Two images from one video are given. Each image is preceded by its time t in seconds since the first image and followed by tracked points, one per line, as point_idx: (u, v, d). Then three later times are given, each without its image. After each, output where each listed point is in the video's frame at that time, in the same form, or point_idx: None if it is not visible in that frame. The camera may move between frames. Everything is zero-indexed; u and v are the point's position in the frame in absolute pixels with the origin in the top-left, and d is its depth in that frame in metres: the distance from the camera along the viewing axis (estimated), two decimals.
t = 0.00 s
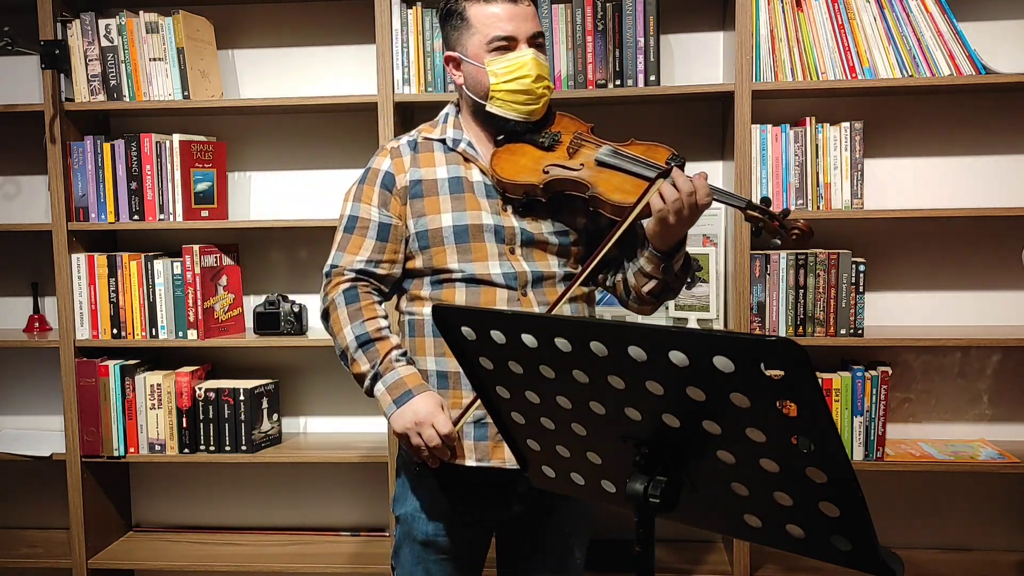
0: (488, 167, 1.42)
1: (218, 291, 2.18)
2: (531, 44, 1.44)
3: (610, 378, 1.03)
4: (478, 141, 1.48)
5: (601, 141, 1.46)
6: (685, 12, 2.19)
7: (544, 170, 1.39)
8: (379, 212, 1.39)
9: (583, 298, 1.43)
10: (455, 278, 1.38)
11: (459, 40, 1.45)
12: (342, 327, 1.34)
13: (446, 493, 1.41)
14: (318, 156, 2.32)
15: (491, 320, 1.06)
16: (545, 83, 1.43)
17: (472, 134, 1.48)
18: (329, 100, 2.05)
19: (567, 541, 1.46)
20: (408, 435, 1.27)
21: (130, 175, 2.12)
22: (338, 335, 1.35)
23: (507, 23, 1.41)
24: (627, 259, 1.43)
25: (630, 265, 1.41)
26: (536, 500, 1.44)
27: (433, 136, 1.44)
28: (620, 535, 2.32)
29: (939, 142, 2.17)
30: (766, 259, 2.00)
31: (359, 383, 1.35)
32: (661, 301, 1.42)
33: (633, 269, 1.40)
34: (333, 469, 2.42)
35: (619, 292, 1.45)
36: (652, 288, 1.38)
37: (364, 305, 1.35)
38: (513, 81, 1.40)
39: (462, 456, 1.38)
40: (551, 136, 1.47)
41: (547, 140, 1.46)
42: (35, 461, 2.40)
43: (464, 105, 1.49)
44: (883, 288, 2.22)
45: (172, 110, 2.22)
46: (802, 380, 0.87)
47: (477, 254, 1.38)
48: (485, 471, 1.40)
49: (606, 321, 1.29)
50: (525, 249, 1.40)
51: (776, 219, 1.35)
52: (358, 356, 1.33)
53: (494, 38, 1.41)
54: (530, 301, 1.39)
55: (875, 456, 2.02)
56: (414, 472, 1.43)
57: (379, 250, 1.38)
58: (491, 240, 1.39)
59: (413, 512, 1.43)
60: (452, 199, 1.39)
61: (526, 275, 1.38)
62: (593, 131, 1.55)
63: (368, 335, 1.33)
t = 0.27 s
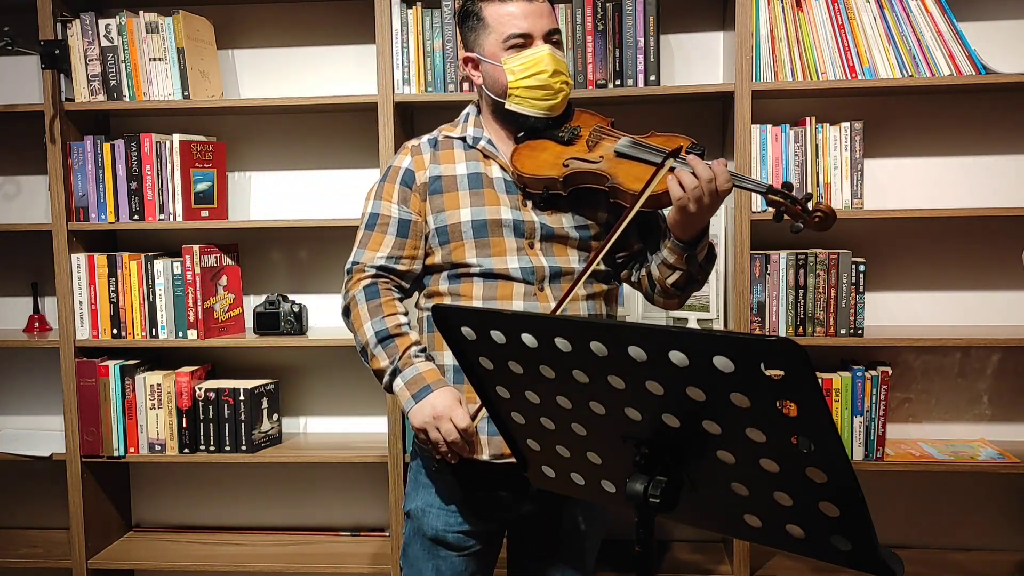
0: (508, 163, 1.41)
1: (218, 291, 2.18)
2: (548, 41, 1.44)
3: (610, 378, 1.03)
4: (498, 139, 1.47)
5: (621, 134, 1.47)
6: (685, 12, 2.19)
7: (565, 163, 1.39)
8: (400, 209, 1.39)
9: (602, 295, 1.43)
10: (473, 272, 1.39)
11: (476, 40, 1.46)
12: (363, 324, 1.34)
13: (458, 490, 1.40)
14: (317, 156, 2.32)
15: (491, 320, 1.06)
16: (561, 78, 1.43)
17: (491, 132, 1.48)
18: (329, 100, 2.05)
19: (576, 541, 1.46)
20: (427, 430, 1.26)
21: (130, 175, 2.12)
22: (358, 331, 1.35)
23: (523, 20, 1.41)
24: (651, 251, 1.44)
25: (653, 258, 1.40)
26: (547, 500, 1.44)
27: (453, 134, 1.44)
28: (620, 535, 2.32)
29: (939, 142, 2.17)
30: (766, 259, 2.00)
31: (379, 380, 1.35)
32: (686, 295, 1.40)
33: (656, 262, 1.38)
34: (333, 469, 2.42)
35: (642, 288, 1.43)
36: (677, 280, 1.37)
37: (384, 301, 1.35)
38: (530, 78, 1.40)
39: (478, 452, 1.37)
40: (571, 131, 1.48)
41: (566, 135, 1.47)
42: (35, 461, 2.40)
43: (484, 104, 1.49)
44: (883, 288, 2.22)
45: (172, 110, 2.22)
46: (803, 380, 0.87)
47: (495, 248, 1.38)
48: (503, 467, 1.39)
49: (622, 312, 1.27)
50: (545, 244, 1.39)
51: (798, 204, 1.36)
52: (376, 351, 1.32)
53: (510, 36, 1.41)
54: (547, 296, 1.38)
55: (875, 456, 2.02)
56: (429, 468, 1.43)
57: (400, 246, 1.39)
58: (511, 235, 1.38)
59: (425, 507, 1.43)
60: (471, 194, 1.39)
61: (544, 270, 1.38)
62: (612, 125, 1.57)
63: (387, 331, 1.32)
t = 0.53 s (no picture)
0: (514, 163, 1.42)
1: (218, 291, 2.18)
2: (553, 42, 1.44)
3: (610, 378, 1.03)
4: (504, 139, 1.49)
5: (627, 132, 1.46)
6: (686, 12, 2.19)
7: (570, 162, 1.38)
8: (407, 209, 1.40)
9: (610, 293, 1.43)
10: (481, 271, 1.39)
11: (482, 41, 1.46)
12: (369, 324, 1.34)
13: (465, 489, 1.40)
14: (317, 156, 2.32)
15: (491, 320, 1.06)
16: (567, 78, 1.43)
17: (498, 132, 1.49)
18: (329, 100, 2.05)
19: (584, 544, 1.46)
20: (433, 429, 1.26)
21: (130, 175, 2.12)
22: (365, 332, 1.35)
23: (527, 20, 1.42)
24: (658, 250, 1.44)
25: (661, 256, 1.40)
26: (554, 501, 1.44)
27: (460, 135, 1.45)
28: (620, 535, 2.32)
29: (939, 142, 2.17)
30: (766, 259, 2.00)
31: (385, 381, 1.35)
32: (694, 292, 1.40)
33: (663, 260, 1.38)
34: (333, 469, 2.41)
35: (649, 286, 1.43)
36: (684, 277, 1.36)
37: (391, 301, 1.35)
38: (535, 78, 1.40)
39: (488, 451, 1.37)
40: (577, 130, 1.47)
41: (572, 134, 1.46)
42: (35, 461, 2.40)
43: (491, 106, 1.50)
44: (883, 288, 2.22)
45: (172, 110, 2.22)
46: (803, 380, 0.87)
47: (503, 247, 1.38)
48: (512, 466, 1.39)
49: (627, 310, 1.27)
50: (552, 242, 1.39)
51: (805, 199, 1.37)
52: (382, 351, 1.32)
53: (515, 36, 1.42)
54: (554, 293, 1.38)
55: (875, 456, 2.02)
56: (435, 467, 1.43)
57: (406, 246, 1.39)
58: (517, 233, 1.38)
59: (432, 508, 1.42)
60: (478, 193, 1.40)
61: (552, 267, 1.38)
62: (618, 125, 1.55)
63: (394, 330, 1.32)
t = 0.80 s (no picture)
0: (508, 163, 1.41)
1: (219, 291, 2.18)
2: (545, 43, 1.44)
3: (610, 378, 1.03)
4: (496, 139, 1.47)
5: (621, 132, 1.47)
6: (686, 12, 2.19)
7: (566, 162, 1.38)
8: (399, 210, 1.38)
9: (605, 291, 1.43)
10: (477, 272, 1.38)
11: (473, 42, 1.45)
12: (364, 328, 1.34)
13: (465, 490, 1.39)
14: (317, 156, 2.32)
15: (491, 320, 1.06)
16: (560, 79, 1.43)
17: (488, 133, 1.48)
18: (329, 100, 2.05)
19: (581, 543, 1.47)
20: (433, 432, 1.26)
21: (130, 175, 2.12)
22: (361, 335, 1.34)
23: (520, 21, 1.41)
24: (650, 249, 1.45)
25: (655, 255, 1.40)
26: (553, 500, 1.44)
27: (451, 135, 1.44)
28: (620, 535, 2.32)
29: (939, 142, 2.17)
30: (766, 259, 2.00)
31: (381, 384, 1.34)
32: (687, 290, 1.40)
33: (657, 259, 1.38)
34: (333, 469, 2.41)
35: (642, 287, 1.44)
36: (678, 276, 1.37)
37: (386, 304, 1.34)
38: (528, 79, 1.40)
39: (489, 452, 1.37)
40: (570, 130, 1.48)
41: (566, 134, 1.46)
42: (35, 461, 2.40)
43: (481, 106, 1.49)
44: (882, 288, 2.22)
45: (172, 110, 2.23)
46: (803, 380, 0.87)
47: (499, 247, 1.37)
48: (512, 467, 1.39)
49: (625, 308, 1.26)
50: (548, 242, 1.40)
51: (801, 197, 1.37)
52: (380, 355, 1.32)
53: (508, 37, 1.41)
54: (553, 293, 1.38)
55: (875, 456, 2.02)
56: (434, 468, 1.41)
57: (400, 247, 1.37)
58: (513, 233, 1.38)
59: (431, 510, 1.41)
60: (472, 194, 1.38)
61: (549, 267, 1.38)
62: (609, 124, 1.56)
63: (390, 334, 1.32)
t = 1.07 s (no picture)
0: (485, 161, 1.43)
1: (218, 291, 2.18)
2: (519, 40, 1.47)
3: (610, 378, 1.03)
4: (471, 138, 1.49)
5: (599, 129, 1.48)
6: (686, 12, 2.19)
7: (546, 160, 1.39)
8: (377, 209, 1.38)
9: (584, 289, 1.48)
10: (458, 270, 1.39)
11: (448, 40, 1.46)
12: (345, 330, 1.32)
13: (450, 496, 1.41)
14: (317, 156, 2.32)
15: (492, 320, 1.06)
16: (536, 77, 1.44)
17: (464, 131, 1.49)
18: (329, 100, 2.05)
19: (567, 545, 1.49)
20: (421, 433, 1.25)
21: (130, 175, 2.12)
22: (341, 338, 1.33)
23: (495, 19, 1.44)
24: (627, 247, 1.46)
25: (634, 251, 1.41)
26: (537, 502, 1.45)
27: (427, 134, 1.45)
28: (620, 535, 2.32)
29: (939, 142, 2.17)
30: (766, 259, 2.00)
31: (361, 386, 1.33)
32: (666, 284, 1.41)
33: (637, 255, 1.40)
34: (333, 469, 2.42)
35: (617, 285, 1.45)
36: (658, 271, 1.38)
37: (365, 305, 1.34)
38: (505, 76, 1.41)
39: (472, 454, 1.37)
40: (548, 128, 1.48)
41: (545, 132, 1.47)
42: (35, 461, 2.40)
43: (455, 105, 1.50)
44: (882, 288, 2.22)
45: (172, 110, 2.23)
46: (802, 379, 0.87)
47: (480, 246, 1.39)
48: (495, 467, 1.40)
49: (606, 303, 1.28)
50: (528, 240, 1.42)
51: (783, 188, 1.34)
52: (361, 357, 1.31)
53: (484, 34, 1.43)
54: (536, 290, 1.41)
55: (875, 456, 2.02)
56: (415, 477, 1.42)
57: (378, 247, 1.37)
58: (495, 232, 1.40)
59: (416, 520, 1.41)
60: (452, 192, 1.40)
61: (531, 265, 1.40)
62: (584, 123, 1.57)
63: (371, 335, 1.31)
